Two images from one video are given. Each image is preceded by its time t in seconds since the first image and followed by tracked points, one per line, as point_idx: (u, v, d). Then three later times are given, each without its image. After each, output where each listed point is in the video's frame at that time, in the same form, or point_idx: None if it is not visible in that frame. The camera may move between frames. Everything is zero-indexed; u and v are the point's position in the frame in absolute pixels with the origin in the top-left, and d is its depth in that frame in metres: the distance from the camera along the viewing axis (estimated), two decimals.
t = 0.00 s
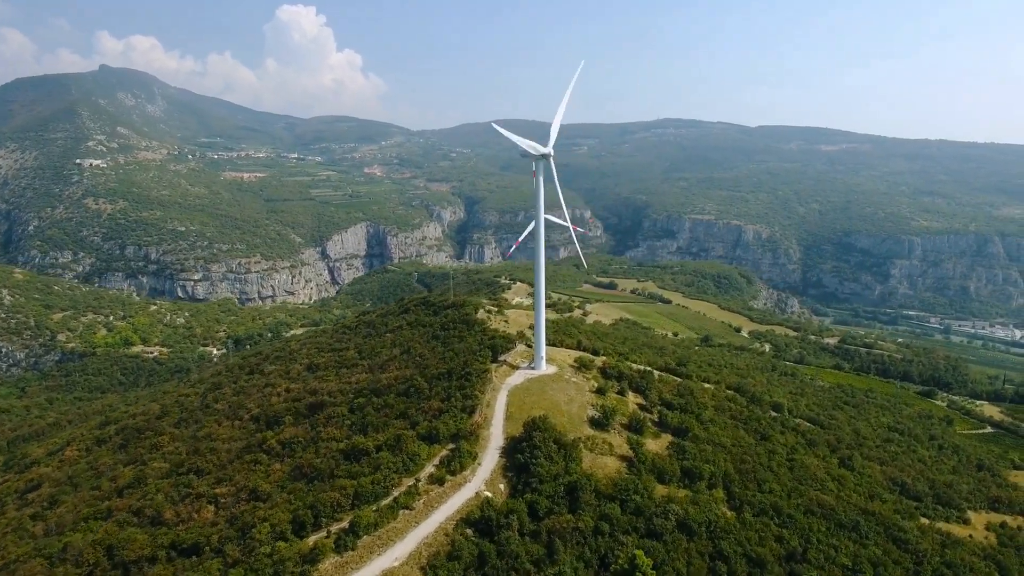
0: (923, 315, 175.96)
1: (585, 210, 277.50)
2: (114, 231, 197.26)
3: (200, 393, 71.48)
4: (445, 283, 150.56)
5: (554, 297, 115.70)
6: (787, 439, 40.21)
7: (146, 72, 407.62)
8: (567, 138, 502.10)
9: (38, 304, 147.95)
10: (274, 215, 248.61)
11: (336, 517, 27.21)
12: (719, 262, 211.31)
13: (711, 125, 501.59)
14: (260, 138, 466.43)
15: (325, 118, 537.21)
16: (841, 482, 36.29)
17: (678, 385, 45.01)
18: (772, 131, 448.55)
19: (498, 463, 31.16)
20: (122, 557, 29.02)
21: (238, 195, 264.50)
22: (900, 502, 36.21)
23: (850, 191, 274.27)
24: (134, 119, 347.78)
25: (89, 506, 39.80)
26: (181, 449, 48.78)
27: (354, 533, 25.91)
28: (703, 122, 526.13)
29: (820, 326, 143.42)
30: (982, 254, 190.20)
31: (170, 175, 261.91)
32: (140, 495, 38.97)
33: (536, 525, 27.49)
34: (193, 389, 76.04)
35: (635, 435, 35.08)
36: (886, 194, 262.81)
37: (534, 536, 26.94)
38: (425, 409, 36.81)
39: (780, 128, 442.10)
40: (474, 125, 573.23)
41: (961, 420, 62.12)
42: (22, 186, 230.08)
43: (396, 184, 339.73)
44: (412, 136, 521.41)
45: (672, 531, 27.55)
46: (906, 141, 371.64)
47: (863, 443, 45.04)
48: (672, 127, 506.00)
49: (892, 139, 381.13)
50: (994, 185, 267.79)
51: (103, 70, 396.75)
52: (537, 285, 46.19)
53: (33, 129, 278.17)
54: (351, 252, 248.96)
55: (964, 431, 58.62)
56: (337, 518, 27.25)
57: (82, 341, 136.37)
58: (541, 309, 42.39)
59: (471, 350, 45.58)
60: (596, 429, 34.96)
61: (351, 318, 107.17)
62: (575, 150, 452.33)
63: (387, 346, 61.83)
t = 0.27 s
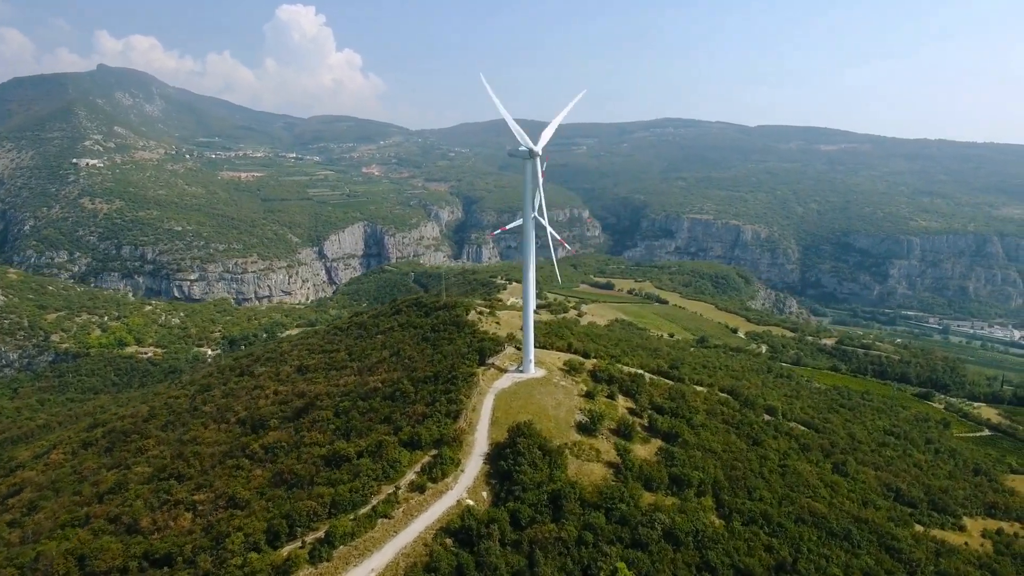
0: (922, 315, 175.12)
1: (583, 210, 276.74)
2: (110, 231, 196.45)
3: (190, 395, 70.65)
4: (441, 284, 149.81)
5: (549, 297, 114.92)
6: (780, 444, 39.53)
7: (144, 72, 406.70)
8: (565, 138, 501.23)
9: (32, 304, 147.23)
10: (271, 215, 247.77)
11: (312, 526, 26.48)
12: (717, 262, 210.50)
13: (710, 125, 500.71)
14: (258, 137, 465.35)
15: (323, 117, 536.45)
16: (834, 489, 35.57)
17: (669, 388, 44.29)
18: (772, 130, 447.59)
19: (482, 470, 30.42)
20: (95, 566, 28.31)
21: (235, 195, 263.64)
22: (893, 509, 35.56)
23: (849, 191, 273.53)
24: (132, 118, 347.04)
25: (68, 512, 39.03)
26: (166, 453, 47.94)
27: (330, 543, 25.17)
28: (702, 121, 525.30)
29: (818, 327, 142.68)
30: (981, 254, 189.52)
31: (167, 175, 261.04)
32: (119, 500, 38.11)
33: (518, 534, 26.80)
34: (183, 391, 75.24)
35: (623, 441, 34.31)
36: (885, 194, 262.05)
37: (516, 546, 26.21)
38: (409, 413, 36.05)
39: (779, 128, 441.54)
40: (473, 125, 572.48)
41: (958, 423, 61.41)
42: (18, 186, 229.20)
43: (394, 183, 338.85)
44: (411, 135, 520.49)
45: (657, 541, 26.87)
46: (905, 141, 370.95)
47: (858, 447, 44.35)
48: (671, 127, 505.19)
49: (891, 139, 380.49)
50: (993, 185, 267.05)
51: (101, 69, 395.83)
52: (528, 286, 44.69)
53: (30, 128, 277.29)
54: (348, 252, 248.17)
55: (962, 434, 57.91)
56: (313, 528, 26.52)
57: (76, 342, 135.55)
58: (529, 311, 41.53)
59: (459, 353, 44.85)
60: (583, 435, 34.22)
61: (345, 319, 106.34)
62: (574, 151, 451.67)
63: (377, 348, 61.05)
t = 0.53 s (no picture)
0: (923, 315, 174.15)
1: (583, 209, 275.98)
2: (109, 230, 195.89)
3: (181, 397, 69.88)
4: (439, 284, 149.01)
5: (547, 298, 114.08)
6: (774, 449, 38.77)
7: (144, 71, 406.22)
8: (566, 138, 500.56)
9: (28, 304, 146.73)
10: (270, 215, 247.06)
11: (289, 535, 25.75)
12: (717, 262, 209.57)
13: (711, 124, 499.62)
14: (258, 137, 464.87)
15: (323, 117, 536.08)
16: (829, 496, 34.88)
17: (663, 392, 43.46)
18: (772, 130, 446.68)
19: (465, 478, 29.69)
20: None
21: (234, 194, 263.07)
22: (890, 517, 34.83)
23: (850, 191, 272.59)
24: (132, 118, 346.69)
25: (48, 518, 38.25)
26: (153, 457, 47.10)
27: (306, 553, 24.47)
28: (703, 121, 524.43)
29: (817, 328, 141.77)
30: (982, 254, 188.52)
31: (165, 174, 260.49)
32: (102, 505, 37.38)
33: (501, 544, 26.08)
34: (174, 392, 74.54)
35: (612, 447, 33.53)
36: (885, 194, 261.10)
37: (499, 557, 25.48)
38: (395, 419, 35.30)
39: (780, 128, 440.62)
40: (473, 125, 571.88)
41: (958, 427, 60.59)
42: (17, 186, 228.79)
43: (393, 183, 338.15)
44: (411, 135, 519.88)
45: (644, 552, 26.15)
46: (906, 140, 369.82)
47: (854, 452, 43.59)
48: (672, 127, 504.38)
49: (892, 138, 379.48)
50: (995, 185, 266.03)
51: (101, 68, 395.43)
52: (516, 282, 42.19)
53: (29, 127, 276.94)
54: (347, 252, 247.57)
55: (961, 438, 57.07)
56: (290, 537, 25.78)
57: (72, 342, 134.95)
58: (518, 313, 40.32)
59: (448, 356, 43.99)
60: (572, 441, 33.40)
61: (339, 319, 105.51)
62: (574, 150, 450.83)
63: (369, 350, 60.20)
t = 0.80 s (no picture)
0: (927, 316, 172.80)
1: (584, 209, 275.13)
2: (110, 230, 195.73)
3: (174, 399, 69.24)
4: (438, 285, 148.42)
5: (546, 299, 113.32)
6: (771, 456, 37.91)
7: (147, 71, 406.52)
8: (569, 138, 499.71)
9: (27, 304, 146.53)
10: (271, 215, 246.73)
11: (267, 546, 25.06)
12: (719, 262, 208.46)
13: (714, 124, 498.17)
14: (261, 137, 465.01)
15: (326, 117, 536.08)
16: (826, 504, 34.08)
17: (658, 395, 42.66)
18: (775, 130, 445.02)
19: (451, 485, 28.95)
20: None
21: (235, 194, 262.93)
22: (889, 526, 33.99)
23: (853, 190, 271.15)
24: (134, 118, 346.90)
25: (31, 523, 37.61)
26: (141, 460, 46.47)
27: (283, 564, 23.75)
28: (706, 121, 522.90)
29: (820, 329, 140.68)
30: (987, 254, 187.04)
31: (167, 174, 260.40)
32: (85, 511, 36.71)
33: (484, 555, 25.34)
34: (168, 394, 73.93)
35: (603, 453, 32.76)
36: (889, 194, 259.68)
37: (482, 568, 24.72)
38: (382, 424, 34.58)
39: (783, 128, 439.09)
40: (476, 125, 571.42)
41: (961, 431, 59.61)
42: (19, 185, 228.95)
43: (395, 183, 337.70)
44: (414, 135, 519.54)
45: (632, 564, 25.37)
46: (910, 140, 367.88)
47: (854, 458, 42.72)
48: (675, 126, 503.14)
49: (896, 138, 377.72)
50: (1000, 185, 264.30)
51: (104, 68, 395.91)
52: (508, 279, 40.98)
53: (32, 127, 277.25)
54: (348, 252, 247.23)
55: (964, 443, 56.13)
56: (267, 548, 25.08)
57: (71, 342, 134.63)
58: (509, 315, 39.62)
59: (439, 359, 43.22)
60: (562, 447, 32.62)
61: (337, 320, 104.85)
62: (577, 151, 449.85)
63: (363, 352, 59.52)
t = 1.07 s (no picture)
0: (932, 317, 171.25)
1: (587, 209, 274.19)
2: (113, 230, 195.77)
3: (168, 400, 68.69)
4: (439, 285, 147.91)
5: (546, 300, 112.61)
6: (769, 462, 37.06)
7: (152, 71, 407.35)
8: (573, 138, 498.88)
9: (28, 304, 146.57)
10: (274, 215, 246.54)
11: (243, 557, 24.37)
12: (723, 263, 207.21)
13: (719, 124, 496.28)
14: (265, 136, 465.54)
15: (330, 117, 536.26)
16: (824, 513, 33.28)
17: (654, 400, 41.83)
18: (780, 130, 442.93)
19: (437, 493, 28.20)
20: None
21: (238, 194, 262.97)
22: (889, 537, 33.19)
23: (859, 190, 269.43)
24: (139, 118, 347.59)
25: (14, 529, 37.04)
26: (130, 464, 45.84)
27: None
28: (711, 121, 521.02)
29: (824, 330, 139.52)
30: (994, 255, 185.33)
31: (171, 174, 260.52)
32: (69, 516, 36.06)
33: (469, 567, 24.55)
34: (163, 395, 73.45)
35: (595, 460, 31.91)
36: (895, 194, 257.95)
37: None
38: (369, 429, 33.86)
39: (788, 128, 437.04)
40: (480, 125, 571.05)
41: (965, 435, 58.60)
42: (23, 185, 229.44)
43: (399, 183, 337.32)
44: (418, 134, 519.23)
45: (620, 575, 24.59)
46: (917, 139, 365.37)
47: (856, 464, 41.77)
48: (679, 126, 501.42)
49: (903, 138, 375.35)
50: (1007, 185, 262.00)
51: (109, 68, 396.87)
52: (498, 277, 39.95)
53: (36, 128, 277.94)
54: (350, 252, 246.99)
55: (968, 448, 55.09)
56: (244, 558, 24.41)
57: (72, 342, 134.48)
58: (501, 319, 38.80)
59: (431, 363, 42.55)
60: (553, 454, 31.81)
61: (335, 320, 104.32)
62: (581, 151, 448.92)
63: (357, 354, 58.96)
